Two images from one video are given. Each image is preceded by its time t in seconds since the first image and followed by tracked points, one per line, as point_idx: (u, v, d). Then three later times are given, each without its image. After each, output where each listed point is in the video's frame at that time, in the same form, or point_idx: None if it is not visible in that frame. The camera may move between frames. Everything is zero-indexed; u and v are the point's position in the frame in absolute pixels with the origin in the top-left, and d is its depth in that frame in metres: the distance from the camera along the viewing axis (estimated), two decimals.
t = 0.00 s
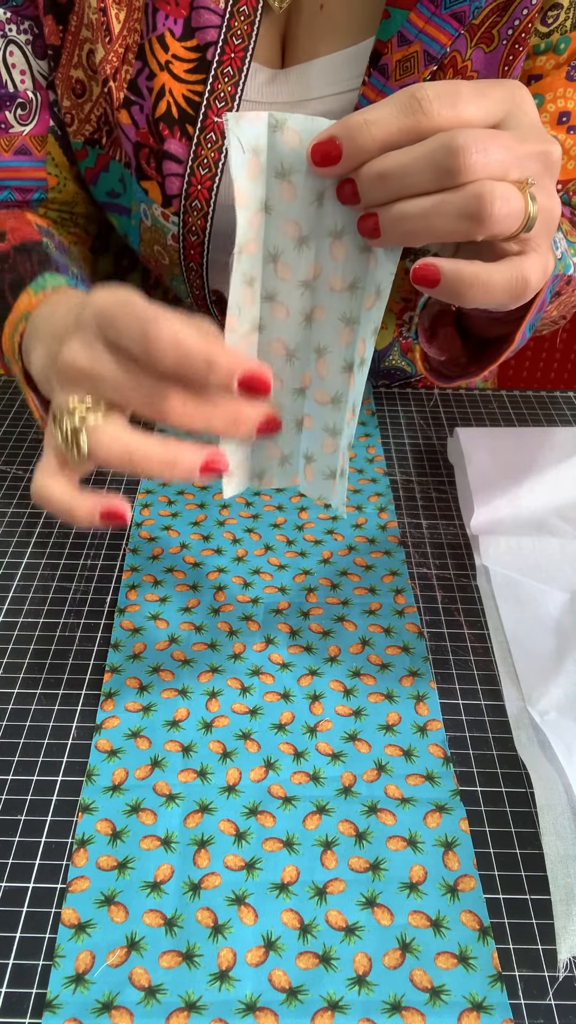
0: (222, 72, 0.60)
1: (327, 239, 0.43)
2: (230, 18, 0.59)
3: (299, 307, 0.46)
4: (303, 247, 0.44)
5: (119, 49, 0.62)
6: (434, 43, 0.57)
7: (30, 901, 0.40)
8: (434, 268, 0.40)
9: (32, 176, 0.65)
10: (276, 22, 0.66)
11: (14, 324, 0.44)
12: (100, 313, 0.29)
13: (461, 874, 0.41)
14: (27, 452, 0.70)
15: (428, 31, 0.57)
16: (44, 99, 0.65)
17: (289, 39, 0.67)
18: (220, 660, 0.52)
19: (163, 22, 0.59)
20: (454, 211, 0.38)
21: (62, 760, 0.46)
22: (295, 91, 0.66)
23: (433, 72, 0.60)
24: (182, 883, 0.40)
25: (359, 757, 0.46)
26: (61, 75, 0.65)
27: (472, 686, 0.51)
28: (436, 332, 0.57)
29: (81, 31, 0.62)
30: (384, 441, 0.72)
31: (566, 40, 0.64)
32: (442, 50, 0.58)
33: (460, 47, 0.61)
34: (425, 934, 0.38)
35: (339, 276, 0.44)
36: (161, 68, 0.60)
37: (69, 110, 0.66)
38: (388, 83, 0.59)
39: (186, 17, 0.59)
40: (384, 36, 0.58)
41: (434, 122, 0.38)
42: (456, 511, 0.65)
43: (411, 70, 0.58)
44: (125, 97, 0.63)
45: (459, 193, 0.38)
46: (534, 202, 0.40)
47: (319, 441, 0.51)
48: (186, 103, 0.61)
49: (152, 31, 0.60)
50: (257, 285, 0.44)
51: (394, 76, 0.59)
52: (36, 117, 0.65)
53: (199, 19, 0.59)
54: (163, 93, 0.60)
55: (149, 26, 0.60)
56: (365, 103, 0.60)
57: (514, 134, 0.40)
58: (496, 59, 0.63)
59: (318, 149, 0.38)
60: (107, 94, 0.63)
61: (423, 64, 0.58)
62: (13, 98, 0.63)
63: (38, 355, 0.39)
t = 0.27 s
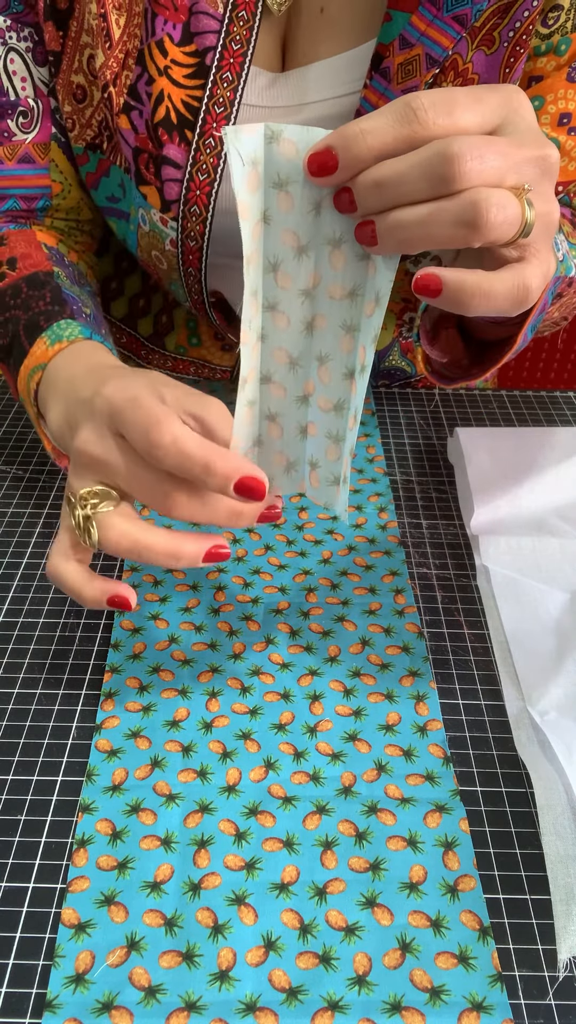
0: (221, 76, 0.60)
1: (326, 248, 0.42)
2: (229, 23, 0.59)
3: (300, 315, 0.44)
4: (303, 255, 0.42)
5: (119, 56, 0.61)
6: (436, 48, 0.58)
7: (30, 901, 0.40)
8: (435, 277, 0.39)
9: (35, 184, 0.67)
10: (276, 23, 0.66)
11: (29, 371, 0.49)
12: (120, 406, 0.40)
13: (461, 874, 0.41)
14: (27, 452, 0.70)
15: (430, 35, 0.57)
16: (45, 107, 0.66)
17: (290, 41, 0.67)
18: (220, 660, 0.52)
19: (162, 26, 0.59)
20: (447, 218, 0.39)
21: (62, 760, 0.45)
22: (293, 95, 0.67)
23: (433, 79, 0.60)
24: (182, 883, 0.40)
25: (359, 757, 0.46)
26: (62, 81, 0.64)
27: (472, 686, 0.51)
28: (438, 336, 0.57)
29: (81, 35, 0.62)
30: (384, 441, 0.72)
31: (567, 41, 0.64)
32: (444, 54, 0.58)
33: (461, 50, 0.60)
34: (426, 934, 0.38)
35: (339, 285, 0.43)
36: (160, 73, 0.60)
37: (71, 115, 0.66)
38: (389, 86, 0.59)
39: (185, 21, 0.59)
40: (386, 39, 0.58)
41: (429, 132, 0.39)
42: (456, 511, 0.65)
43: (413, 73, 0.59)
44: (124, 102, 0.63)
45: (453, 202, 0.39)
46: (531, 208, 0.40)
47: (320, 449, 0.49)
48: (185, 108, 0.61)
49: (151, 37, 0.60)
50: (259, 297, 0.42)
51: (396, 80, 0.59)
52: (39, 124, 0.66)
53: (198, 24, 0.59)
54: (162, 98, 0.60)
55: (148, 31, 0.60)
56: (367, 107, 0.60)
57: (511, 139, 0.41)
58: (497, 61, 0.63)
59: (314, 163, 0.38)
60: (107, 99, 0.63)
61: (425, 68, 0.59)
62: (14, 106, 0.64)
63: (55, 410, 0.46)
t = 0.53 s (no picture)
0: (220, 76, 0.60)
1: (326, 255, 0.43)
2: (228, 23, 0.59)
3: (299, 323, 0.44)
4: (303, 263, 0.42)
5: (119, 55, 0.62)
6: (436, 46, 0.58)
7: (31, 901, 0.40)
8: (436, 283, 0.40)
9: (32, 183, 0.68)
10: (276, 23, 0.66)
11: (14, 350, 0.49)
12: (97, 386, 0.38)
13: (461, 874, 0.41)
14: (27, 452, 0.70)
15: (431, 34, 0.57)
16: (42, 105, 0.66)
17: (291, 40, 0.67)
18: (220, 660, 0.52)
19: (161, 25, 0.59)
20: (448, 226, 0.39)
21: (62, 760, 0.46)
22: (292, 94, 0.67)
23: (432, 80, 0.60)
24: (182, 883, 0.40)
25: (359, 757, 0.46)
26: (61, 80, 0.65)
27: (472, 686, 0.51)
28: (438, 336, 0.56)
29: (80, 36, 0.63)
30: (384, 441, 0.72)
31: (566, 40, 0.64)
32: (445, 53, 0.58)
33: (461, 49, 0.61)
34: (425, 934, 0.38)
35: (338, 292, 0.44)
36: (159, 72, 0.60)
37: (70, 114, 0.66)
38: (389, 84, 0.59)
39: (184, 21, 0.59)
40: (386, 38, 0.58)
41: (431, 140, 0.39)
42: (456, 511, 0.65)
43: (414, 71, 0.59)
44: (123, 102, 0.63)
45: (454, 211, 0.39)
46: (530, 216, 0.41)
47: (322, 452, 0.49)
48: (184, 107, 0.61)
49: (150, 36, 0.60)
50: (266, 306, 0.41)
51: (396, 79, 0.59)
52: (37, 122, 0.66)
53: (197, 23, 0.59)
54: (161, 97, 0.60)
55: (147, 31, 0.60)
56: (367, 105, 0.60)
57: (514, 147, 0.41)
58: (497, 59, 0.63)
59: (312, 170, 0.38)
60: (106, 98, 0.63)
61: (425, 66, 0.58)
62: (11, 105, 0.64)
63: (39, 386, 0.45)
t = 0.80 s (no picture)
0: (219, 72, 0.61)
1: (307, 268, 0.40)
2: (226, 18, 0.59)
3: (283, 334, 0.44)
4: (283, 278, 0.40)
5: (116, 49, 0.61)
6: (434, 43, 0.58)
7: (31, 901, 0.40)
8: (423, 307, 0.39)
9: (24, 171, 0.67)
10: (273, 21, 0.66)
11: None
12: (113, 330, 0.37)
13: (461, 874, 0.41)
14: (27, 452, 0.70)
15: (428, 31, 0.58)
16: (40, 96, 0.65)
17: (288, 39, 0.67)
18: (220, 660, 0.52)
19: (161, 21, 0.59)
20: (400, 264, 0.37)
21: (62, 760, 0.45)
22: (291, 93, 0.67)
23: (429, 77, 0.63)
24: (182, 883, 0.40)
25: (359, 757, 0.46)
26: (58, 75, 0.65)
27: (472, 686, 0.51)
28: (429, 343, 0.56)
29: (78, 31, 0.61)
30: (384, 441, 0.72)
31: (565, 38, 0.62)
32: (441, 50, 0.58)
33: (459, 46, 0.62)
34: (426, 934, 0.38)
35: (319, 303, 0.42)
36: (159, 67, 0.61)
37: (66, 110, 0.67)
38: (387, 83, 0.60)
39: (183, 17, 0.59)
40: (383, 36, 0.59)
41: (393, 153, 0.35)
42: (456, 511, 0.65)
43: (411, 69, 0.59)
44: (122, 97, 0.63)
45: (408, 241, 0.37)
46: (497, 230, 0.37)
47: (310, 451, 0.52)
48: (184, 103, 0.62)
49: (150, 31, 0.60)
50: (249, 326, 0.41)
51: (393, 76, 0.59)
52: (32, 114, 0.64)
53: (196, 20, 0.59)
54: (161, 92, 0.61)
55: (146, 26, 0.60)
56: (365, 104, 0.61)
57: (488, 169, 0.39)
58: (494, 57, 0.63)
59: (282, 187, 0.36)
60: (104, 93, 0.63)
61: (422, 64, 0.59)
62: (9, 95, 0.62)
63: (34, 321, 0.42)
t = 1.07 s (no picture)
0: (223, 72, 0.61)
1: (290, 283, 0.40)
2: (230, 18, 0.60)
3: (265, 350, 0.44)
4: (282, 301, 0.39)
5: (119, 49, 0.60)
6: (438, 45, 0.58)
7: (30, 901, 0.40)
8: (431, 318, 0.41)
9: (36, 172, 0.66)
10: (276, 21, 0.67)
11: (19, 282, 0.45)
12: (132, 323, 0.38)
13: (461, 874, 0.41)
14: (27, 452, 0.70)
15: (432, 32, 0.57)
16: (49, 95, 0.66)
17: (291, 39, 0.68)
18: (220, 660, 0.52)
19: (164, 21, 0.59)
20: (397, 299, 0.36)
21: (62, 760, 0.45)
22: (296, 93, 0.67)
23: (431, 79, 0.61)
24: (182, 883, 0.40)
25: (359, 757, 0.46)
26: (63, 74, 0.65)
27: (472, 686, 0.51)
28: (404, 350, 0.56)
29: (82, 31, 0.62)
30: (384, 441, 0.72)
31: (566, 42, 0.63)
32: (445, 50, 0.58)
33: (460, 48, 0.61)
34: (425, 933, 0.38)
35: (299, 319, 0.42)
36: (162, 67, 0.60)
37: (72, 109, 0.67)
38: (390, 84, 0.60)
39: (186, 16, 0.59)
40: (387, 36, 0.58)
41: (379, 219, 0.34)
42: (456, 511, 0.65)
43: (415, 70, 0.59)
44: (125, 97, 0.63)
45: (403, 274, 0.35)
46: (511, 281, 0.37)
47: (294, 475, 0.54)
48: (187, 103, 0.62)
49: (153, 31, 0.60)
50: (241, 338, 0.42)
51: (397, 77, 0.59)
52: (41, 114, 0.65)
53: (199, 19, 0.59)
54: (165, 92, 0.61)
55: (150, 26, 0.60)
56: (368, 104, 0.61)
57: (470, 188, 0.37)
58: (494, 60, 0.63)
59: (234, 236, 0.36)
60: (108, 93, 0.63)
61: (426, 65, 0.58)
62: (19, 95, 0.62)
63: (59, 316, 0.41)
